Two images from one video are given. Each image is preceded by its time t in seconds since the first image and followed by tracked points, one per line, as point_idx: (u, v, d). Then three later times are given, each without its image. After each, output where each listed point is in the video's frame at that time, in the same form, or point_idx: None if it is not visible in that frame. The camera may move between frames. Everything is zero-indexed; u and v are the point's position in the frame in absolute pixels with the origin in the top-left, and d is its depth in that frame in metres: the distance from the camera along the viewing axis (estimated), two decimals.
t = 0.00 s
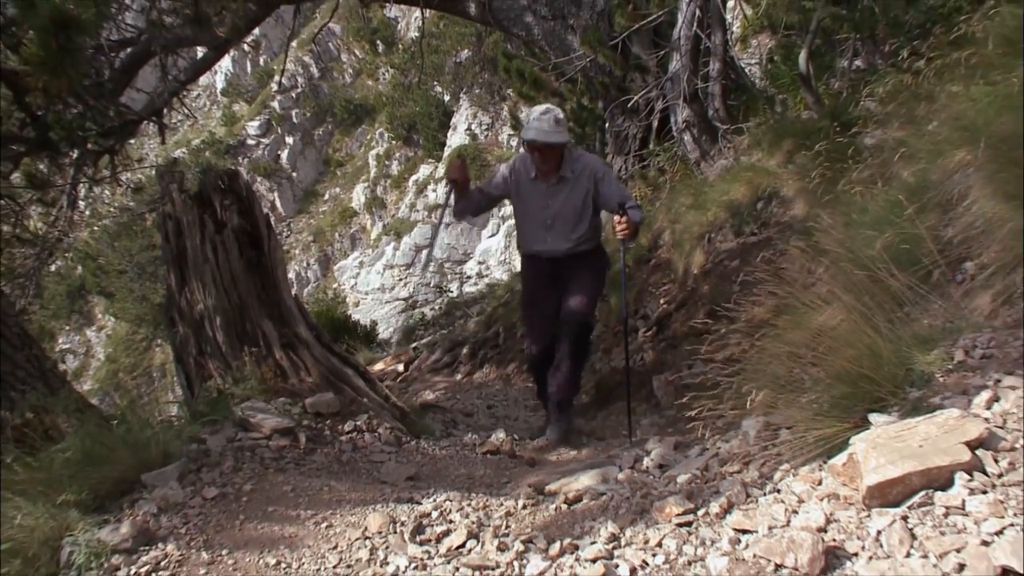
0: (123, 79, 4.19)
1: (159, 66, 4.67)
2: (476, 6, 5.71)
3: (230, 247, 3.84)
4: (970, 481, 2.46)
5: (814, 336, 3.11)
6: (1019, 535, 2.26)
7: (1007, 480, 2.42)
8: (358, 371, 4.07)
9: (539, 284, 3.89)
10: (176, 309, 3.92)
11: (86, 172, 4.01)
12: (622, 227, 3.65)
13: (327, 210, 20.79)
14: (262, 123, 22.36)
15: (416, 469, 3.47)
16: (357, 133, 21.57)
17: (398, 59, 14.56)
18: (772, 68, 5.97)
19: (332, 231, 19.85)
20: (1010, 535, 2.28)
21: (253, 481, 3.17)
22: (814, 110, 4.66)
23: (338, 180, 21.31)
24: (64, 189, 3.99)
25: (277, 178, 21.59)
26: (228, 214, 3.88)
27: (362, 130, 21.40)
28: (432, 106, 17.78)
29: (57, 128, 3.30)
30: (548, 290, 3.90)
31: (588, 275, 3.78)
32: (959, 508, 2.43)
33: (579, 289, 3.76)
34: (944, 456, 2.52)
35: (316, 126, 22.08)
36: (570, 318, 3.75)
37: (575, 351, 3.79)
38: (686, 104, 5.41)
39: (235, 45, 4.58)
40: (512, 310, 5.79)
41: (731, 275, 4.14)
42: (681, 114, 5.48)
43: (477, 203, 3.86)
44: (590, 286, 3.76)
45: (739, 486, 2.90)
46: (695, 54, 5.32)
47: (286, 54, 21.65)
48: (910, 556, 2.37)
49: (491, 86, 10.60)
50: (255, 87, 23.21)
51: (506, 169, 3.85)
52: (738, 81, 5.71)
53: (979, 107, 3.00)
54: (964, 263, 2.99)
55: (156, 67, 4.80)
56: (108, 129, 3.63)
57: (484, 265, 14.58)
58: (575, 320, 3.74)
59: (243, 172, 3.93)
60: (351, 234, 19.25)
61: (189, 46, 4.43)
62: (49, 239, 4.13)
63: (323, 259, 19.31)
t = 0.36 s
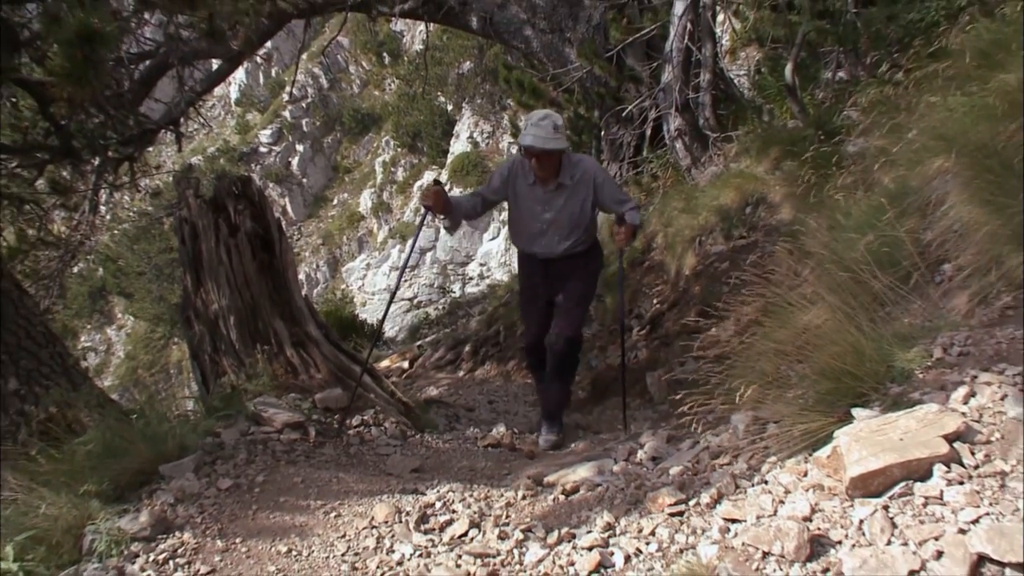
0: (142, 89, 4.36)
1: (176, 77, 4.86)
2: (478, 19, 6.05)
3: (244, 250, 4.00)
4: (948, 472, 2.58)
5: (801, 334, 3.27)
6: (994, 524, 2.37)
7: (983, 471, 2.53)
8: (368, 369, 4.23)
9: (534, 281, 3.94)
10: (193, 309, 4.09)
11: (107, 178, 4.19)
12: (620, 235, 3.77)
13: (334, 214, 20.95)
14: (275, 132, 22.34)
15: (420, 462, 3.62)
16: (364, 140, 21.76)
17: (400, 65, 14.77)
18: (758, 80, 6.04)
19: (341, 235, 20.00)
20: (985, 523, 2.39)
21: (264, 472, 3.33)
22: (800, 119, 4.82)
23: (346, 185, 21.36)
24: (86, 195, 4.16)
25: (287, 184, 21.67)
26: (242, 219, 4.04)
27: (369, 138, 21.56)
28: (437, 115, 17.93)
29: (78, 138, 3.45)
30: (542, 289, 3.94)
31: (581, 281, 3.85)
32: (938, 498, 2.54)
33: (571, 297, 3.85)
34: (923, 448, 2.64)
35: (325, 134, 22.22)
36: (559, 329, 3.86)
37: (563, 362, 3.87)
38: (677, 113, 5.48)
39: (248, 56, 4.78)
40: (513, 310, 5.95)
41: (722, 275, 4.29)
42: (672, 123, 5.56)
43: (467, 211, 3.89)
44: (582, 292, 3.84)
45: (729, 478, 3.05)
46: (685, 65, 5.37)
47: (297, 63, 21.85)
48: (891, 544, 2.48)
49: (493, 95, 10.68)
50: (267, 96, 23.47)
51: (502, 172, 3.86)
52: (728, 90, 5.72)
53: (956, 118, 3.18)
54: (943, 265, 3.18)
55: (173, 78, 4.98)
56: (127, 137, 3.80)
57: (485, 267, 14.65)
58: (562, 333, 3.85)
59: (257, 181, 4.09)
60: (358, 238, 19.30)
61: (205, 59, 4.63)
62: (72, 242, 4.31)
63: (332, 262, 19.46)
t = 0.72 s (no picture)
0: (162, 99, 4.54)
1: (192, 87, 5.06)
2: (480, 33, 6.25)
3: (255, 253, 4.18)
4: (927, 464, 2.74)
5: (787, 332, 3.42)
6: (969, 512, 2.54)
7: (960, 463, 2.70)
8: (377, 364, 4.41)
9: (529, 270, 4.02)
10: (208, 309, 4.25)
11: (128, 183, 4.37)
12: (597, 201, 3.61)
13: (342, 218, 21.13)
14: (287, 139, 22.63)
15: (425, 454, 3.79)
16: (371, 147, 21.96)
17: (405, 76, 14.96)
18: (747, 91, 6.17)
19: (349, 238, 20.19)
20: (961, 512, 2.56)
21: (277, 465, 3.49)
22: (786, 128, 4.97)
23: (354, 191, 21.50)
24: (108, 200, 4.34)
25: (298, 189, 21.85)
26: (254, 223, 4.21)
27: (377, 145, 21.78)
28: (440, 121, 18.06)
29: (100, 145, 3.63)
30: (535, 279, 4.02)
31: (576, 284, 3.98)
32: (917, 488, 2.71)
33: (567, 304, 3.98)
34: (904, 442, 2.80)
35: (334, 141, 22.45)
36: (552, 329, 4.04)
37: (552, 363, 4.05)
38: (669, 122, 5.56)
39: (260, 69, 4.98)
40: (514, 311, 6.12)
41: (712, 276, 4.45)
42: (664, 131, 5.62)
43: (464, 203, 3.95)
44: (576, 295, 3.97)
45: (719, 469, 3.21)
46: (678, 75, 5.49)
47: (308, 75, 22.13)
48: (873, 532, 2.65)
49: (489, 108, 10.74)
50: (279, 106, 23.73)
51: (501, 156, 3.95)
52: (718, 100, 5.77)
53: (935, 126, 3.41)
54: (922, 267, 3.36)
55: (190, 89, 5.19)
56: (146, 145, 4.01)
57: (486, 268, 14.78)
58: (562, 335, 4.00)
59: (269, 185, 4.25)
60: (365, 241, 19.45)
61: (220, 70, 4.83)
62: (93, 245, 4.48)
63: (340, 263, 19.63)
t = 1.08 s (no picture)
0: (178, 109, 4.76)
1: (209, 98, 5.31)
2: (481, 46, 6.60)
3: (268, 255, 4.36)
4: (907, 456, 2.89)
5: (774, 330, 3.59)
6: (946, 501, 2.66)
7: (938, 455, 2.84)
8: (382, 362, 4.61)
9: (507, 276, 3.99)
10: (221, 308, 4.39)
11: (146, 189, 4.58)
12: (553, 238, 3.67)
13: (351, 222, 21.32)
14: (298, 148, 22.87)
15: (429, 447, 3.96)
16: (378, 154, 22.07)
17: (411, 86, 15.17)
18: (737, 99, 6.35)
19: (357, 241, 20.38)
20: (939, 501, 2.69)
21: (287, 457, 3.66)
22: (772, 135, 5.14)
23: (361, 197, 21.68)
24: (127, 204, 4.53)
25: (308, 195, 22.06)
26: (266, 226, 4.39)
27: (382, 153, 21.87)
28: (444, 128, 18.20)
29: (119, 153, 3.91)
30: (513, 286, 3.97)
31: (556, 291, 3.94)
32: (897, 479, 2.85)
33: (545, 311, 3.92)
34: (886, 435, 2.94)
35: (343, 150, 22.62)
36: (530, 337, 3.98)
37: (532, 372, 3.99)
38: (661, 130, 5.68)
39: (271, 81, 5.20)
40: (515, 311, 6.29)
41: (703, 278, 4.61)
42: (657, 139, 5.75)
43: (449, 207, 4.05)
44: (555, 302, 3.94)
45: (709, 462, 3.36)
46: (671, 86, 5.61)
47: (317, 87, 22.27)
48: (855, 521, 2.78)
49: (491, 118, 10.94)
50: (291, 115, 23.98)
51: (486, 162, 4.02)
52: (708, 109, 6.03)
53: (913, 134, 3.64)
54: (903, 269, 3.53)
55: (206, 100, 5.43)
56: (164, 153, 4.26)
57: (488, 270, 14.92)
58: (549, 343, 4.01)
59: (283, 193, 4.40)
60: (374, 244, 19.73)
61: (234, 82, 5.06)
62: (114, 247, 4.68)
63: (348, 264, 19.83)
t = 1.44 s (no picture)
0: (194, 119, 4.97)
1: (223, 109, 5.54)
2: (483, 58, 6.83)
3: (279, 257, 4.55)
4: (887, 448, 3.05)
5: (762, 329, 3.77)
6: (925, 491, 2.81)
7: (916, 447, 3.00)
8: (386, 358, 4.80)
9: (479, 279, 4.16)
10: (235, 308, 4.58)
11: (163, 195, 4.78)
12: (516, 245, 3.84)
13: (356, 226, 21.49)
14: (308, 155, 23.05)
15: (432, 441, 4.16)
16: (382, 164, 21.82)
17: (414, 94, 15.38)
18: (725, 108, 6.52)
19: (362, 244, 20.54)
20: (917, 491, 2.84)
21: (298, 449, 3.84)
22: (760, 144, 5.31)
23: (367, 202, 21.84)
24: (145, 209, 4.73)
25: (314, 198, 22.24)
26: (278, 230, 4.57)
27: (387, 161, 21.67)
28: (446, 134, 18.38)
29: (139, 160, 4.21)
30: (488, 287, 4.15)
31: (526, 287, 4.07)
32: (878, 470, 3.00)
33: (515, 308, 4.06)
34: (868, 428, 3.10)
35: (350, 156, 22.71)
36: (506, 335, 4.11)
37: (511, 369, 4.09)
38: (654, 138, 5.96)
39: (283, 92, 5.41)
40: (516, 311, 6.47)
41: (694, 279, 4.78)
42: (650, 146, 6.02)
43: (419, 206, 4.20)
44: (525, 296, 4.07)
45: (700, 454, 3.53)
46: (663, 96, 5.93)
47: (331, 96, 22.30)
48: (838, 511, 2.92)
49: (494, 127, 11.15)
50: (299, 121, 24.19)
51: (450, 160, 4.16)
52: (699, 120, 6.17)
53: (894, 144, 3.93)
54: (883, 270, 3.71)
55: (221, 110, 5.67)
56: (181, 160, 4.48)
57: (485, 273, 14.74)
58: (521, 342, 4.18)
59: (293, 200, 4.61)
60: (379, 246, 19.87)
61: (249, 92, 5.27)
62: (133, 250, 4.89)
63: (355, 266, 20.00)
